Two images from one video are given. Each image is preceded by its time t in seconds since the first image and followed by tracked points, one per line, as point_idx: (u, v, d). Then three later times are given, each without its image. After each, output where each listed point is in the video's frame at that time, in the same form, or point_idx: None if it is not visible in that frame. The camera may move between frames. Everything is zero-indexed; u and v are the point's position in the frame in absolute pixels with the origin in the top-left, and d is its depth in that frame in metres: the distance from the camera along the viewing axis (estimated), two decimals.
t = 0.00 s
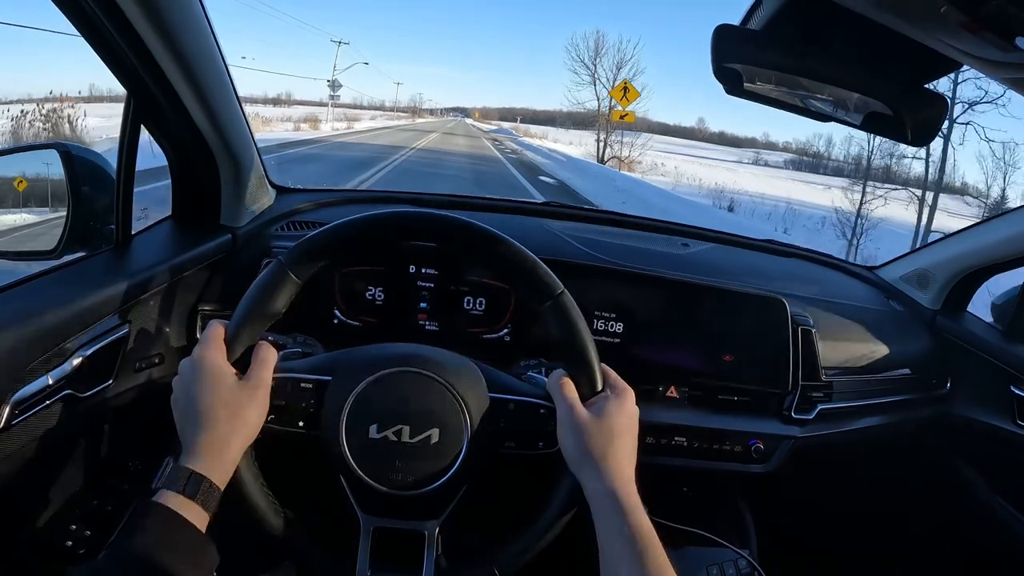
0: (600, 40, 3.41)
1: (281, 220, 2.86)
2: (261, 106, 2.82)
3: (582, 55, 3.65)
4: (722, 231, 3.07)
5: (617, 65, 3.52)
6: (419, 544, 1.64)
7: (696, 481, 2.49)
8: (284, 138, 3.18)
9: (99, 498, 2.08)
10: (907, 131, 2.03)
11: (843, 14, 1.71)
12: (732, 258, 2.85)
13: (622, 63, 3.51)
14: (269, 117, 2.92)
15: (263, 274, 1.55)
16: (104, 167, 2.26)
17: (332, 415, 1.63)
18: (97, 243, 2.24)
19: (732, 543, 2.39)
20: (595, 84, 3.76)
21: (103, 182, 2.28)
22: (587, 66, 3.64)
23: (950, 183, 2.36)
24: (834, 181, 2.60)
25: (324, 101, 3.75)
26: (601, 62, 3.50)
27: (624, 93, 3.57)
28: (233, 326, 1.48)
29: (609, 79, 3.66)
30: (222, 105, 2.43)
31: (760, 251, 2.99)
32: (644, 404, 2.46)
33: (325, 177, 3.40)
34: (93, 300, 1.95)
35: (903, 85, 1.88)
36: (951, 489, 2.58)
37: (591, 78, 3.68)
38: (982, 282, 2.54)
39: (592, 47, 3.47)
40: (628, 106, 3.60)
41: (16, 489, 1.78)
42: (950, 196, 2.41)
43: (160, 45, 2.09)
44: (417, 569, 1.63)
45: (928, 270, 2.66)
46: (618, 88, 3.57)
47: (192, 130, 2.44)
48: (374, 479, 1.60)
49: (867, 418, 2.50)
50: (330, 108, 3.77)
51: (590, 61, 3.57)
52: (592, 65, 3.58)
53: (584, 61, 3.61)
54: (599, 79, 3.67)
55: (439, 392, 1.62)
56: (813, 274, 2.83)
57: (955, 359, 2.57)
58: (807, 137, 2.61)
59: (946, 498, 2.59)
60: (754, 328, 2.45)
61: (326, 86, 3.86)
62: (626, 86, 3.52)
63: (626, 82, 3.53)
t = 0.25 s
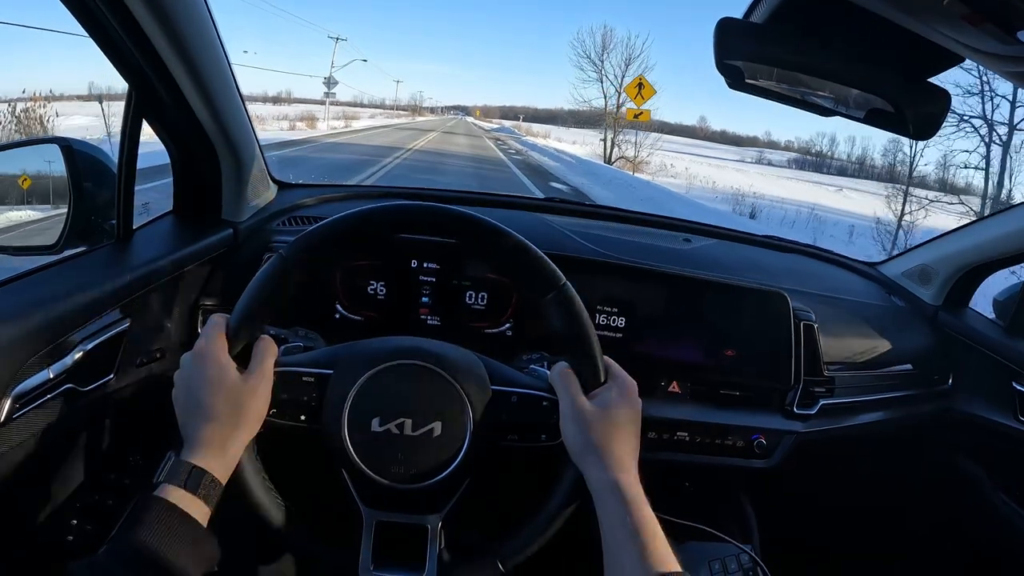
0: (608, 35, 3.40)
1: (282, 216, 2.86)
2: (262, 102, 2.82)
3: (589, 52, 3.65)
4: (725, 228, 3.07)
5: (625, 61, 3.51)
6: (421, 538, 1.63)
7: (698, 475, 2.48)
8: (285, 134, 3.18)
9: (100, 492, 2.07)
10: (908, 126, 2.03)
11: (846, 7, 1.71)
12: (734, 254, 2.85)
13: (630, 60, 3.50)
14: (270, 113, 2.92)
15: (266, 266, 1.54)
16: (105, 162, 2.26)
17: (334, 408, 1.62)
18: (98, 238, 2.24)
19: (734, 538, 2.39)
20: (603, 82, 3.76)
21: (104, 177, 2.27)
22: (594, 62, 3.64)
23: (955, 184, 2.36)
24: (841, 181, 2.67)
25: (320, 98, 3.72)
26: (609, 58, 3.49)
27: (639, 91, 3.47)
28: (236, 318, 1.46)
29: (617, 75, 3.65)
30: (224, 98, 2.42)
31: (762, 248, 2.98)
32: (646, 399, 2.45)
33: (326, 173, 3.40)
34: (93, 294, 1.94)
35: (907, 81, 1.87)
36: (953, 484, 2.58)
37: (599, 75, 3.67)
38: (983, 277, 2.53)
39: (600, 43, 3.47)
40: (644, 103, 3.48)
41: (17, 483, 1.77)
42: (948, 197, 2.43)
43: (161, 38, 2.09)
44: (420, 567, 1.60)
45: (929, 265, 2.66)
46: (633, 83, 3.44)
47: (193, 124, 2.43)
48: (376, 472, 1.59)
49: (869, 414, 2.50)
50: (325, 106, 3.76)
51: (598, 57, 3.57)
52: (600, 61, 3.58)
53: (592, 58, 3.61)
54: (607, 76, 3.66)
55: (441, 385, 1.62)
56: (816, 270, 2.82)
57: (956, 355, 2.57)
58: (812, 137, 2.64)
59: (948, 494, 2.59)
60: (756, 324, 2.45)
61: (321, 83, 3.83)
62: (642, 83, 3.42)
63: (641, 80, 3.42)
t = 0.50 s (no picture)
0: (614, 32, 3.42)
1: (281, 216, 2.85)
2: (261, 102, 2.82)
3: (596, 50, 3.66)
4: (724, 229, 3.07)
5: (634, 59, 3.53)
6: (423, 537, 1.64)
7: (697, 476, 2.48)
8: (284, 134, 3.19)
9: (99, 492, 2.07)
10: (910, 127, 2.03)
11: (846, 8, 1.71)
12: (734, 255, 2.84)
13: (637, 58, 3.52)
14: (268, 112, 2.92)
15: (266, 266, 1.53)
16: (106, 162, 2.26)
17: (335, 408, 1.62)
18: (98, 237, 2.23)
19: (734, 539, 2.39)
20: (610, 81, 3.77)
21: (105, 175, 2.27)
22: (601, 60, 3.65)
23: (956, 185, 2.45)
24: (846, 183, 2.74)
25: (315, 98, 3.72)
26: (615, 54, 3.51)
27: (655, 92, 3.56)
28: (235, 318, 1.46)
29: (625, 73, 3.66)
30: (222, 95, 2.42)
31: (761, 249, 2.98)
32: (646, 399, 2.45)
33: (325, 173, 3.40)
34: (92, 293, 1.93)
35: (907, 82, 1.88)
36: (952, 486, 2.58)
37: (606, 74, 3.69)
38: (982, 279, 2.53)
39: (607, 40, 3.49)
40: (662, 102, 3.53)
41: (16, 482, 1.77)
42: (951, 196, 2.53)
43: (162, 37, 2.09)
44: (421, 566, 1.63)
45: (928, 267, 2.66)
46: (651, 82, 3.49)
47: (193, 122, 2.43)
48: (376, 472, 1.58)
49: (868, 414, 2.50)
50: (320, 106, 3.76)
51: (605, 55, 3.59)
52: (607, 59, 3.60)
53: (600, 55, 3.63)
54: (614, 73, 3.68)
55: (441, 385, 1.62)
56: (815, 271, 2.82)
57: (956, 356, 2.57)
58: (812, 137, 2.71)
59: (947, 495, 2.59)
60: (754, 324, 2.45)
61: (314, 82, 3.83)
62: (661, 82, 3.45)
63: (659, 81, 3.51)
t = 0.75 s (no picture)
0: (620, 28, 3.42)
1: (277, 216, 2.85)
2: (259, 101, 2.82)
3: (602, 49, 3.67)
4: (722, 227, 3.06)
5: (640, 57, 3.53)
6: (418, 534, 1.64)
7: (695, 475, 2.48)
8: (281, 133, 3.19)
9: (96, 490, 2.07)
10: (909, 125, 2.02)
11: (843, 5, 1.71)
12: (733, 254, 2.84)
13: (644, 56, 3.52)
14: (266, 111, 2.92)
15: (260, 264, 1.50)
16: (104, 160, 2.26)
17: (330, 405, 1.62)
18: (95, 235, 2.23)
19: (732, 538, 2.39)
20: (615, 80, 3.78)
21: (103, 174, 2.27)
22: (607, 59, 3.65)
23: (959, 188, 2.50)
24: (847, 184, 2.74)
25: (309, 98, 3.72)
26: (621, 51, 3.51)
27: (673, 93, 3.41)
28: (230, 314, 1.42)
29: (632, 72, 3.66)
30: (221, 96, 2.43)
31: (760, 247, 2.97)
32: (644, 398, 2.45)
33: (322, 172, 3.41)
34: (90, 291, 1.93)
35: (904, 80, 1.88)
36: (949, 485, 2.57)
37: (612, 73, 3.69)
38: (981, 278, 2.54)
39: (614, 38, 3.49)
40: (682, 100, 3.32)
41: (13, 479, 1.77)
42: (951, 198, 2.57)
43: (162, 38, 2.10)
44: (415, 564, 1.63)
45: (926, 266, 2.66)
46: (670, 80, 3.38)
47: (191, 121, 2.44)
48: (371, 469, 1.58)
49: (867, 413, 2.49)
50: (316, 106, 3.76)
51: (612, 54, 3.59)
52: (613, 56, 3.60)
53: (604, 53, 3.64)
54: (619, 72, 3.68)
55: (437, 383, 1.62)
56: (814, 270, 2.82)
57: (955, 355, 2.57)
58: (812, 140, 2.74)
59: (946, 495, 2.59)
60: (752, 323, 2.44)
61: (308, 82, 3.82)
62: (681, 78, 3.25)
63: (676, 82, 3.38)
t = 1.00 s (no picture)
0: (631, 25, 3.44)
1: (285, 210, 2.86)
2: (263, 97, 2.81)
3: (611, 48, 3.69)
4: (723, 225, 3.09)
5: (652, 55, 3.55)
6: (426, 529, 1.63)
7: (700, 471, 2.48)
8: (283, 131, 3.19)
9: (100, 485, 2.05)
10: (908, 124, 2.04)
11: None
12: (736, 252, 2.85)
13: (656, 53, 3.54)
14: (269, 108, 2.91)
15: (270, 255, 1.51)
16: (109, 154, 2.26)
17: (341, 399, 1.61)
18: (100, 229, 2.22)
19: (737, 534, 2.39)
20: (624, 79, 3.80)
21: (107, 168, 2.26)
22: (616, 57, 3.67)
23: (962, 190, 2.53)
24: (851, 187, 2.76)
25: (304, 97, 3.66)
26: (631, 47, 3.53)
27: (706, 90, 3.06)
28: (239, 307, 1.42)
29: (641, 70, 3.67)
30: (229, 91, 2.43)
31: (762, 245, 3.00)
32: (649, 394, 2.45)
33: (324, 171, 3.40)
34: (96, 284, 1.92)
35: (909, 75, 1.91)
36: (952, 481, 2.58)
37: (620, 70, 3.71)
38: (981, 276, 2.56)
39: (624, 34, 3.51)
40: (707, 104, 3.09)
41: (18, 473, 1.75)
42: (950, 196, 2.59)
43: (173, 32, 2.10)
44: (424, 559, 1.62)
45: (928, 264, 2.67)
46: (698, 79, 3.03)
47: (199, 116, 2.44)
48: (381, 462, 1.58)
49: (871, 410, 2.50)
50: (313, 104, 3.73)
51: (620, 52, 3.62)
52: (622, 54, 3.62)
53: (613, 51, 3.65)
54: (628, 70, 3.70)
55: (448, 375, 1.62)
56: (815, 268, 2.84)
57: (957, 352, 2.58)
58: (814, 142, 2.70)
59: (949, 491, 2.59)
60: (756, 320, 2.45)
61: (301, 81, 3.80)
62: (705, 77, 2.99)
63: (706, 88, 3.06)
